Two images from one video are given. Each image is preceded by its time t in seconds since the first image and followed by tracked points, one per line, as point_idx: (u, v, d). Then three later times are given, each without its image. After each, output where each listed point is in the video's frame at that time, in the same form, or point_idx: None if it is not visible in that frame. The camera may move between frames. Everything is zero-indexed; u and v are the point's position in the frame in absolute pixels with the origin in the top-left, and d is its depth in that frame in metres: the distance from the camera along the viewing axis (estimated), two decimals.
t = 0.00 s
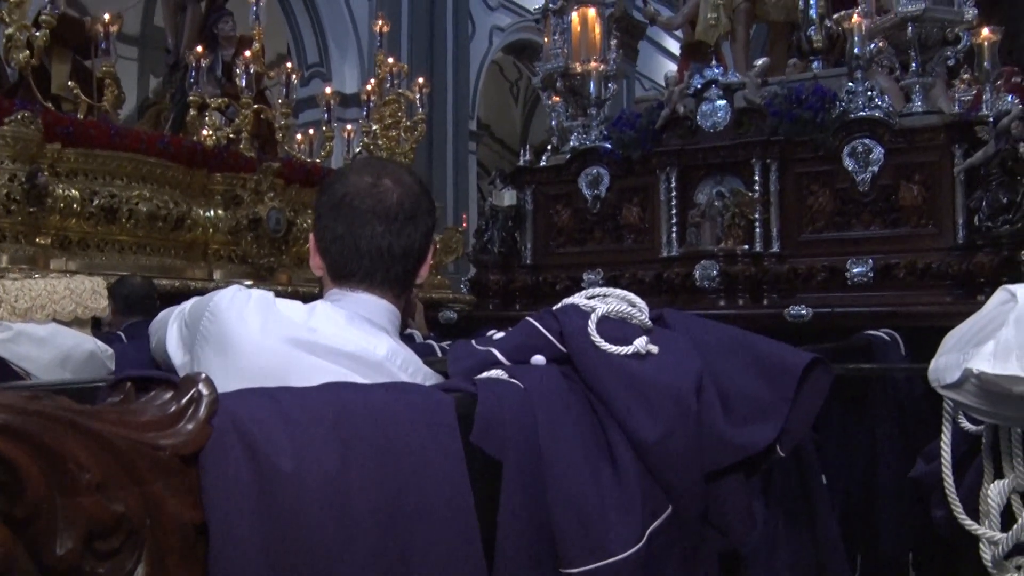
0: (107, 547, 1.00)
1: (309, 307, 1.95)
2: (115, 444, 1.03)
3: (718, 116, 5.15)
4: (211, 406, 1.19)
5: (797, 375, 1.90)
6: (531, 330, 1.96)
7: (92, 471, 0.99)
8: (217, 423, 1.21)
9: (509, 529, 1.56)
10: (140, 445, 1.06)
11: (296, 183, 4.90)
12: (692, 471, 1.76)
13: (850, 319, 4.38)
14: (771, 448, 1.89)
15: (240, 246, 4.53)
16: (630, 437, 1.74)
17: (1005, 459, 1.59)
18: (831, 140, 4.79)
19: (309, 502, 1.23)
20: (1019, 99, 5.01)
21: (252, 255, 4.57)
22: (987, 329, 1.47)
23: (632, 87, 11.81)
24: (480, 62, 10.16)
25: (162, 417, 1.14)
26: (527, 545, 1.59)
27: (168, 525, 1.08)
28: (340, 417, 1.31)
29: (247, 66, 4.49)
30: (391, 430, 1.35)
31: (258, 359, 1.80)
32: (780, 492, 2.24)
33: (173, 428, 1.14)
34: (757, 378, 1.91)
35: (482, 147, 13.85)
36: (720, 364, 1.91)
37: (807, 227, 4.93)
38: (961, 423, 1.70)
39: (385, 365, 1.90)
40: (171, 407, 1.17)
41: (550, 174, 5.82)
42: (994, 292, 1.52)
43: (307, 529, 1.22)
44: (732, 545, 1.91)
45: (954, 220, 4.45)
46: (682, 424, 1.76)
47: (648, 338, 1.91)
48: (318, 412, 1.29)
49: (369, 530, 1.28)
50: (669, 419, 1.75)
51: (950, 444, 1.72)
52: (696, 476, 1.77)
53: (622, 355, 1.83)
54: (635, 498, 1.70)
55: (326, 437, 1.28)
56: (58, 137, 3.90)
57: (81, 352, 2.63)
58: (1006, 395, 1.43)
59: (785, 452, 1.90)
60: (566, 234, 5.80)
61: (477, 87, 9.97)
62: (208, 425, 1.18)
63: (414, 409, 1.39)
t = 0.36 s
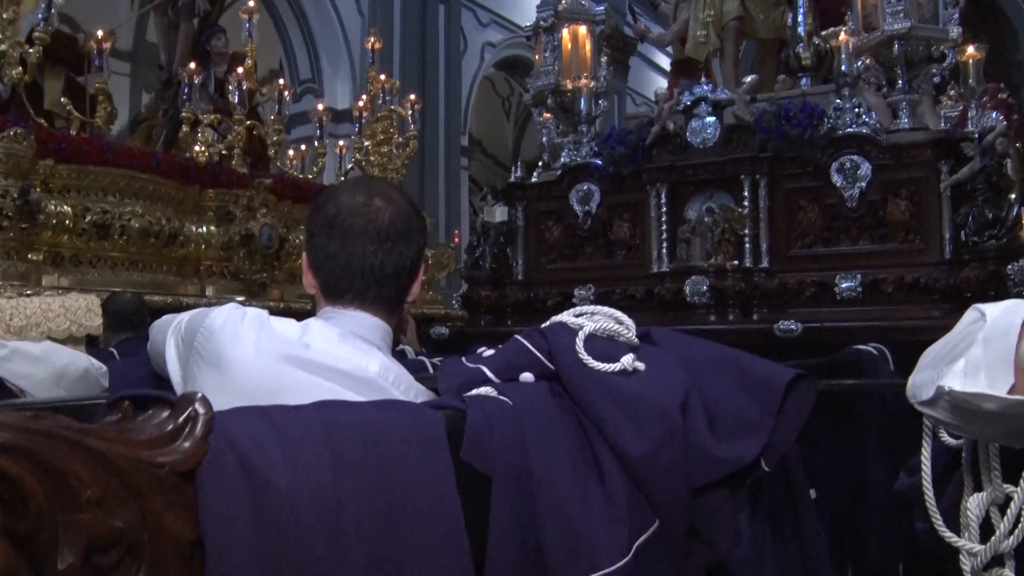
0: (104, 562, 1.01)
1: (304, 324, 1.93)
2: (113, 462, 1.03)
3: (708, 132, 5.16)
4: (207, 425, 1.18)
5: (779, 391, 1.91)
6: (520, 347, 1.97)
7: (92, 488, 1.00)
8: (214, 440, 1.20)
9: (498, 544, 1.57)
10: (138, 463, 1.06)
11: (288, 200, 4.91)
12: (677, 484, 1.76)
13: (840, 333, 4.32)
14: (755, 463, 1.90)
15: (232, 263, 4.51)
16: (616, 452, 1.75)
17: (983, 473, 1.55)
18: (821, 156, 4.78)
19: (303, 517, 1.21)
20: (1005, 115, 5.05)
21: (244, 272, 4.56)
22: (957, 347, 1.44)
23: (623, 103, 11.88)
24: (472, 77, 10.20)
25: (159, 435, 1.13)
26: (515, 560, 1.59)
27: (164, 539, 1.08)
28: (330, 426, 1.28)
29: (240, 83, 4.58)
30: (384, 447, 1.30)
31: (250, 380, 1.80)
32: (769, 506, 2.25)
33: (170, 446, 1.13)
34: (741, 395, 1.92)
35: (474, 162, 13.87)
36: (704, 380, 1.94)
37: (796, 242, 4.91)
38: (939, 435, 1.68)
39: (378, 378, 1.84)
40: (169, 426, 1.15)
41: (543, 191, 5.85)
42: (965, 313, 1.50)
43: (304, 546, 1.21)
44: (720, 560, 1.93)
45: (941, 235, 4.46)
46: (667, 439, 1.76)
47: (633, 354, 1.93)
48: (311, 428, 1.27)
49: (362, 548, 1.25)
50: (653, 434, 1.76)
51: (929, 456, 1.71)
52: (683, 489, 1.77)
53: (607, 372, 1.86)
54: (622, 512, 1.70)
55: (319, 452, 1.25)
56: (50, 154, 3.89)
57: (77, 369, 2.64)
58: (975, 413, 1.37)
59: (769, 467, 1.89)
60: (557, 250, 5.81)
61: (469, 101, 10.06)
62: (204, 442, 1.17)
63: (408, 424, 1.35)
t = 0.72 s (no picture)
0: None
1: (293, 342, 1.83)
2: (112, 480, 1.01)
3: (696, 149, 4.98)
4: (204, 445, 1.14)
5: (763, 407, 1.92)
6: (511, 365, 1.98)
7: (92, 506, 0.98)
8: (210, 460, 1.17)
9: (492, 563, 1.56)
10: (136, 480, 1.04)
11: (279, 216, 4.94)
12: (665, 499, 1.77)
13: (831, 348, 4.17)
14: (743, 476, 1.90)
15: (223, 279, 4.54)
16: (604, 468, 1.76)
17: (964, 487, 1.50)
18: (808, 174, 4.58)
19: (294, 536, 1.20)
20: (990, 131, 5.08)
21: (235, 287, 4.58)
22: (931, 367, 1.41)
23: (613, 119, 11.92)
24: (462, 93, 10.24)
25: (157, 453, 1.10)
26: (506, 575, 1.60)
27: (163, 556, 1.06)
28: (325, 451, 1.26)
29: (231, 99, 4.55)
30: (375, 466, 1.30)
31: (241, 400, 1.68)
32: (757, 516, 2.25)
33: (167, 464, 1.10)
34: (727, 410, 1.93)
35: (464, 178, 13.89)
36: (690, 396, 1.95)
37: (786, 257, 4.70)
38: (922, 450, 1.66)
39: (374, 396, 1.76)
40: (166, 445, 1.11)
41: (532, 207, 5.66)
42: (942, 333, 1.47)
43: (297, 563, 1.20)
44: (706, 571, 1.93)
45: (927, 251, 4.26)
46: (653, 455, 1.78)
47: (620, 371, 1.94)
48: (302, 447, 1.25)
49: (354, 566, 1.24)
50: (641, 450, 1.77)
51: (911, 472, 1.68)
52: (670, 505, 1.78)
53: (596, 389, 1.86)
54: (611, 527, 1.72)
55: (310, 472, 1.24)
56: (41, 169, 3.88)
57: (70, 388, 2.52)
58: (954, 429, 1.33)
59: (756, 482, 1.89)
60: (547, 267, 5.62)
61: (459, 116, 10.10)
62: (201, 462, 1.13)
63: (400, 444, 1.34)
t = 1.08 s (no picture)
0: None
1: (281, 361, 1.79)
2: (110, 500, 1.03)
3: (684, 165, 4.87)
4: (200, 463, 1.16)
5: (748, 425, 1.92)
6: (500, 385, 1.96)
7: (90, 525, 1.00)
8: (205, 479, 1.18)
9: None
10: (134, 500, 1.06)
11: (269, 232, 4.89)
12: (652, 516, 1.78)
13: (820, 365, 4.00)
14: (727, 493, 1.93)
15: (213, 293, 4.52)
16: (592, 486, 1.76)
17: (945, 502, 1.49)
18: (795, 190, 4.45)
19: (288, 552, 1.20)
20: (974, 149, 5.11)
21: (224, 303, 4.57)
22: (912, 385, 1.40)
23: (601, 134, 11.94)
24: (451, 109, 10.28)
25: (154, 473, 1.11)
26: None
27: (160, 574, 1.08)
28: (318, 470, 1.26)
29: (221, 115, 4.56)
30: (367, 483, 1.30)
31: (233, 419, 1.64)
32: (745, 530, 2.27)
33: (164, 483, 1.12)
34: (713, 429, 1.92)
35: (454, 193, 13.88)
36: (677, 414, 1.94)
37: (774, 273, 4.57)
38: (904, 466, 1.66)
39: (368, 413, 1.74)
40: (163, 464, 1.13)
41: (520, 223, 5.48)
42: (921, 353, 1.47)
43: None
44: None
45: (913, 266, 4.16)
46: (641, 472, 1.78)
47: (608, 390, 1.92)
48: (294, 466, 1.25)
49: None
50: (629, 468, 1.76)
51: (894, 489, 1.69)
52: (657, 522, 1.79)
53: (584, 407, 1.84)
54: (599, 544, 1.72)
55: (302, 490, 1.24)
56: (31, 185, 3.84)
57: (62, 405, 2.48)
58: (934, 447, 1.30)
59: (740, 498, 1.92)
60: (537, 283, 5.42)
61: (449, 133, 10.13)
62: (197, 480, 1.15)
63: (387, 465, 1.33)
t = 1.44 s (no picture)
0: None
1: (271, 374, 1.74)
2: (103, 523, 1.02)
3: (672, 183, 4.84)
4: (191, 487, 1.12)
5: (734, 445, 1.86)
6: (488, 407, 1.95)
7: (84, 546, 1.00)
8: (197, 502, 1.17)
9: None
10: (126, 524, 1.04)
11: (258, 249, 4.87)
12: (637, 534, 1.77)
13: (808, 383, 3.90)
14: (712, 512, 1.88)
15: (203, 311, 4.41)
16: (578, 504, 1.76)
17: (927, 519, 1.42)
18: (781, 208, 4.48)
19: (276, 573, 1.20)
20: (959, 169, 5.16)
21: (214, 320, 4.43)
22: (892, 406, 1.39)
23: (590, 153, 12.09)
24: (442, 126, 10.32)
25: (145, 496, 1.09)
26: None
27: None
28: (308, 495, 1.27)
29: (211, 133, 4.57)
30: (354, 503, 1.30)
31: (232, 441, 1.61)
32: (730, 550, 2.27)
33: (155, 506, 1.09)
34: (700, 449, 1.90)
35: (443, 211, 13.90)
36: (662, 432, 1.90)
37: (761, 289, 4.57)
38: (887, 487, 1.61)
39: (359, 429, 1.69)
40: (154, 486, 1.11)
41: (511, 240, 5.48)
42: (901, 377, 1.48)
43: None
44: None
45: (900, 281, 4.16)
46: (626, 491, 1.77)
47: (594, 409, 1.90)
48: (283, 486, 1.26)
49: None
50: (613, 487, 1.76)
51: (876, 507, 1.62)
52: (641, 540, 1.78)
53: (570, 427, 1.83)
54: (584, 562, 1.71)
55: (291, 509, 1.24)
56: (20, 203, 3.76)
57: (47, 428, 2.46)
58: (915, 467, 1.28)
59: (725, 517, 1.88)
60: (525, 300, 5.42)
61: (438, 150, 10.16)
62: (188, 503, 1.12)
63: (375, 482, 1.34)
